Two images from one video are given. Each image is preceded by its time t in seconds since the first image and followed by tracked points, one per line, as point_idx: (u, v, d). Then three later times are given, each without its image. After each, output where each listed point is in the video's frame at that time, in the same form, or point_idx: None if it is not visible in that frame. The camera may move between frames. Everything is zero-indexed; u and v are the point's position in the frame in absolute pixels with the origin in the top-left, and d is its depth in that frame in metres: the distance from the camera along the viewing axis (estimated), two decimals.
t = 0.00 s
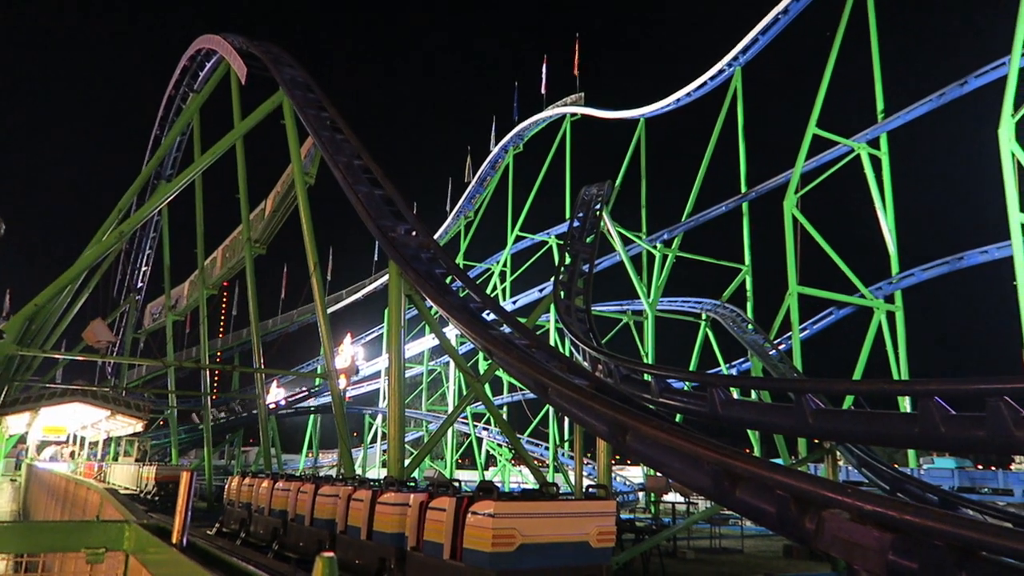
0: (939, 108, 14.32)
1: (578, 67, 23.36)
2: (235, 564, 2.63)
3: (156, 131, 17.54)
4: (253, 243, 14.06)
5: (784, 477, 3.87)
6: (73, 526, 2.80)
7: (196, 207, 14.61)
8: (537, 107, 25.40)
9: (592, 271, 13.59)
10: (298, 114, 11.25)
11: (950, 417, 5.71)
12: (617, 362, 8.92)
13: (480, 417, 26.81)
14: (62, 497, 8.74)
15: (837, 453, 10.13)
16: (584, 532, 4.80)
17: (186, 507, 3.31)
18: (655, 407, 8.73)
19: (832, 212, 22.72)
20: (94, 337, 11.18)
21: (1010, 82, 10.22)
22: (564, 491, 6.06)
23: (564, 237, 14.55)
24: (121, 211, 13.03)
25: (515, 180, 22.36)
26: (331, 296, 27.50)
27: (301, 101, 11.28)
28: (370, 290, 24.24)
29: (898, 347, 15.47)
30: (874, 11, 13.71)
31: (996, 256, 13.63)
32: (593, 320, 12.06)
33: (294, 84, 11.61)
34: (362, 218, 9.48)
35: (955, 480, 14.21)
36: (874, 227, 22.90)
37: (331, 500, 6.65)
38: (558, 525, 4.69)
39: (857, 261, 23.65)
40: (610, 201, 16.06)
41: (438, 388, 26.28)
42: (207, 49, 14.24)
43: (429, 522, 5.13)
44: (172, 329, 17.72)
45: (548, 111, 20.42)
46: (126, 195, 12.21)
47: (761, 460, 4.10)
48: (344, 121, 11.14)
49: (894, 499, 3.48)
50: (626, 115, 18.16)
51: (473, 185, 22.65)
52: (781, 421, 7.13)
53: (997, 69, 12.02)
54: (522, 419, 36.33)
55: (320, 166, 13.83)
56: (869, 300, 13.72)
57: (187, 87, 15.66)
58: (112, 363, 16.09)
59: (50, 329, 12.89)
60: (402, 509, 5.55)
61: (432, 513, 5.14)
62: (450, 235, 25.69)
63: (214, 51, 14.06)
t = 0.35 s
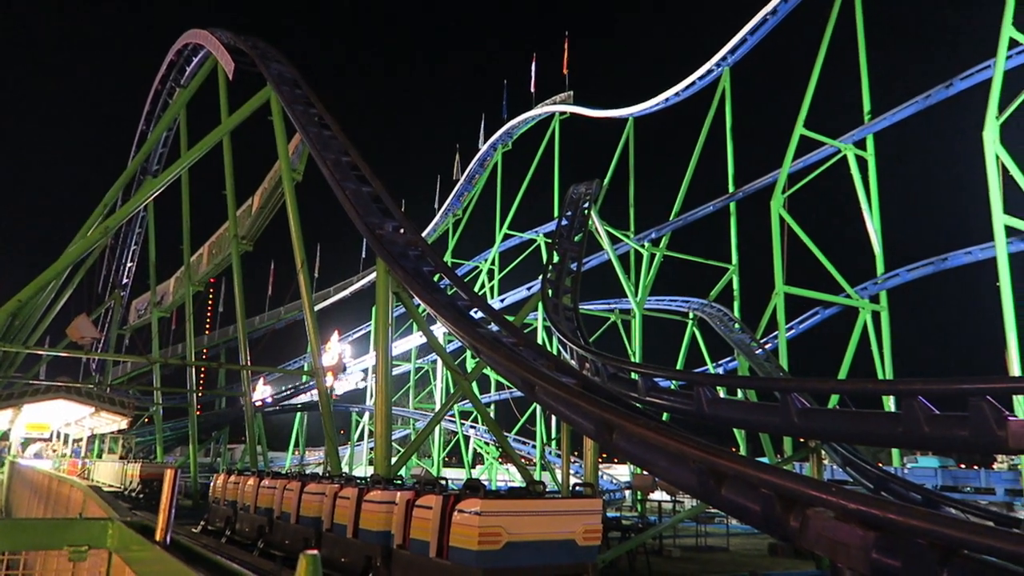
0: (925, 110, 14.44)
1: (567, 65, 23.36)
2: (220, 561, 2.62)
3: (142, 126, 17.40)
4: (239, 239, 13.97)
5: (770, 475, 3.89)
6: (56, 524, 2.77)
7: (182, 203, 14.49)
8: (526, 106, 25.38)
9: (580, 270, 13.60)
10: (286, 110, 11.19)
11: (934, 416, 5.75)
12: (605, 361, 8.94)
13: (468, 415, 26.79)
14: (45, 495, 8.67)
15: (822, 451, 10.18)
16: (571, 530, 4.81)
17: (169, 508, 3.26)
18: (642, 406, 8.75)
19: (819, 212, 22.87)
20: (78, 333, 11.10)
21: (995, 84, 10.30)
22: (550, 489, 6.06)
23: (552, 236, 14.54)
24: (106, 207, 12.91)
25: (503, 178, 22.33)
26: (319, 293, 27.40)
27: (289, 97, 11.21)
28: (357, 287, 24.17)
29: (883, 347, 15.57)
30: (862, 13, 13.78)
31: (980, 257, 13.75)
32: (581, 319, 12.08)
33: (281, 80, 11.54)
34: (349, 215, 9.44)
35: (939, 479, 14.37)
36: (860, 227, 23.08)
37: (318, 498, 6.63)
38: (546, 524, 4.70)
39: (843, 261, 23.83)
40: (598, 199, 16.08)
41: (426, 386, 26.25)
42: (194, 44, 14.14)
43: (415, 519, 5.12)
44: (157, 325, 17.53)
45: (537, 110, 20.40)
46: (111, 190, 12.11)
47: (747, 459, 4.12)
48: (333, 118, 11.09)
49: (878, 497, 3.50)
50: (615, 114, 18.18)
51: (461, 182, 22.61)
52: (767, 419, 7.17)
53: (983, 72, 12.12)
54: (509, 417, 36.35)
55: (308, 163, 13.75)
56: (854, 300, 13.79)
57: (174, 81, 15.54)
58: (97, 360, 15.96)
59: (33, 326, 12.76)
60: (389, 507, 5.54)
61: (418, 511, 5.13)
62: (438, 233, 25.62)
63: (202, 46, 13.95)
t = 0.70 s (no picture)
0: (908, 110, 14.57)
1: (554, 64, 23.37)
2: (204, 561, 2.60)
3: (125, 123, 17.25)
4: (225, 237, 13.88)
5: (754, 473, 3.91)
6: (35, 524, 2.72)
7: (166, 200, 14.38)
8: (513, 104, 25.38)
9: (567, 269, 13.62)
10: (271, 108, 11.12)
11: (916, 414, 5.81)
12: (590, 360, 8.97)
13: (454, 414, 26.76)
14: (26, 494, 8.57)
15: (806, 449, 10.26)
16: (557, 528, 4.82)
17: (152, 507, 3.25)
18: (627, 404, 8.79)
19: (803, 212, 23.05)
20: (61, 332, 10.99)
21: (978, 86, 10.39)
22: (535, 487, 6.07)
23: (539, 235, 14.55)
24: (89, 204, 12.79)
25: (490, 177, 22.30)
26: (305, 291, 27.28)
27: (275, 94, 11.15)
28: (343, 286, 24.09)
29: (866, 347, 15.66)
30: (846, 14, 13.87)
31: (962, 256, 13.90)
32: (567, 317, 12.13)
33: (267, 77, 11.49)
34: (336, 213, 9.41)
35: (920, 477, 14.56)
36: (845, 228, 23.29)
37: (302, 496, 6.60)
38: (532, 521, 4.71)
39: (828, 260, 24.04)
40: (585, 198, 16.11)
41: (412, 385, 26.21)
42: (179, 40, 14.03)
43: (401, 518, 5.11)
44: (140, 323, 17.36)
45: (524, 108, 20.39)
46: (94, 187, 12.00)
47: (732, 458, 4.14)
48: (319, 115, 11.05)
49: (862, 495, 3.52)
50: (602, 113, 18.19)
51: (448, 181, 22.56)
52: (751, 417, 7.21)
53: (965, 74, 12.25)
54: (495, 416, 36.38)
55: (293, 160, 13.67)
56: (838, 299, 13.88)
57: (158, 78, 15.43)
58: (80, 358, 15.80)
59: (14, 324, 12.62)
60: (374, 505, 5.53)
61: (404, 509, 5.12)
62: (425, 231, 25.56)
63: (186, 42, 13.86)
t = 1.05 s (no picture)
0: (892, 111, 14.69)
1: (541, 63, 23.37)
2: (187, 560, 2.59)
3: (109, 119, 17.10)
4: (209, 234, 13.79)
5: (739, 472, 3.92)
6: (15, 523, 2.70)
7: (150, 197, 14.26)
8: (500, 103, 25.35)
9: (553, 267, 13.63)
10: (256, 104, 11.05)
11: (898, 413, 5.87)
12: (576, 359, 8.98)
13: (440, 412, 26.71)
14: (6, 494, 8.47)
15: (790, 448, 10.32)
16: (542, 527, 4.83)
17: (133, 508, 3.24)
18: (613, 403, 8.82)
19: (788, 212, 23.20)
20: (42, 329, 10.87)
21: (961, 87, 10.49)
22: (520, 486, 6.07)
23: (526, 233, 14.55)
24: (71, 201, 12.66)
25: (477, 175, 22.28)
26: (290, 289, 27.15)
27: (260, 90, 11.08)
28: (329, 284, 23.99)
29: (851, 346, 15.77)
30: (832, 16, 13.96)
31: (945, 256, 14.03)
32: (554, 316, 12.14)
33: (252, 74, 11.41)
34: (322, 211, 9.37)
35: (903, 475, 14.71)
36: (830, 228, 23.46)
37: (287, 495, 6.58)
38: (518, 519, 4.72)
39: (813, 260, 24.22)
40: (571, 197, 16.12)
41: (398, 384, 26.15)
42: (163, 35, 13.91)
43: (386, 517, 5.10)
44: (124, 321, 17.21)
45: (511, 107, 20.37)
46: (77, 184, 11.89)
47: (716, 456, 4.16)
48: (305, 112, 10.99)
49: (845, 493, 3.55)
50: (589, 112, 18.20)
51: (435, 179, 22.51)
52: (735, 416, 7.24)
53: (948, 75, 12.36)
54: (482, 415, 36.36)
55: (279, 157, 13.58)
56: (823, 298, 13.97)
57: (142, 73, 15.30)
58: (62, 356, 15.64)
59: None
60: (359, 504, 5.52)
61: (389, 508, 5.11)
62: (411, 230, 25.50)
63: (171, 38, 13.75)
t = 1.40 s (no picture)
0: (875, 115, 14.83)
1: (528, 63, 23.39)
2: (167, 561, 2.57)
3: (91, 116, 16.94)
4: (193, 233, 13.69)
5: (722, 472, 3.94)
6: None
7: (133, 194, 14.14)
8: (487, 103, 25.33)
9: (539, 268, 13.63)
10: (241, 103, 10.98)
11: (879, 414, 5.92)
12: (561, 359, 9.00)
13: (425, 412, 26.65)
14: None
15: (774, 449, 10.38)
16: (526, 527, 4.83)
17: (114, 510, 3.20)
18: (598, 403, 8.84)
19: (773, 214, 23.37)
20: (22, 328, 10.73)
21: (944, 92, 10.60)
22: (503, 487, 6.06)
23: (512, 234, 14.55)
24: (53, 198, 12.52)
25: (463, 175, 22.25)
26: (275, 289, 27.00)
27: (245, 88, 11.01)
28: (314, 283, 23.87)
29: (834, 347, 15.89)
30: (816, 19, 14.06)
31: (926, 259, 14.18)
32: (539, 316, 12.17)
33: (237, 71, 11.34)
34: (307, 211, 9.32)
35: (884, 476, 14.88)
36: (813, 230, 23.64)
37: (270, 495, 6.54)
38: (502, 519, 4.72)
39: (796, 262, 24.40)
40: (557, 198, 16.14)
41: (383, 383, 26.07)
42: (147, 32, 13.80)
43: (369, 517, 5.09)
44: (105, 320, 17.05)
45: (498, 107, 20.37)
46: (58, 181, 11.77)
47: (699, 456, 4.18)
48: (290, 111, 10.94)
49: (825, 493, 3.57)
50: (575, 113, 18.23)
51: (421, 178, 22.46)
52: (719, 417, 7.27)
53: (930, 80, 12.48)
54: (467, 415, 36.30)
55: (263, 155, 13.50)
56: (806, 300, 14.07)
57: (126, 70, 15.17)
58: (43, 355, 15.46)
59: None
60: (342, 505, 5.50)
61: (373, 509, 5.09)
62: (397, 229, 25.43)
63: (155, 34, 13.64)
